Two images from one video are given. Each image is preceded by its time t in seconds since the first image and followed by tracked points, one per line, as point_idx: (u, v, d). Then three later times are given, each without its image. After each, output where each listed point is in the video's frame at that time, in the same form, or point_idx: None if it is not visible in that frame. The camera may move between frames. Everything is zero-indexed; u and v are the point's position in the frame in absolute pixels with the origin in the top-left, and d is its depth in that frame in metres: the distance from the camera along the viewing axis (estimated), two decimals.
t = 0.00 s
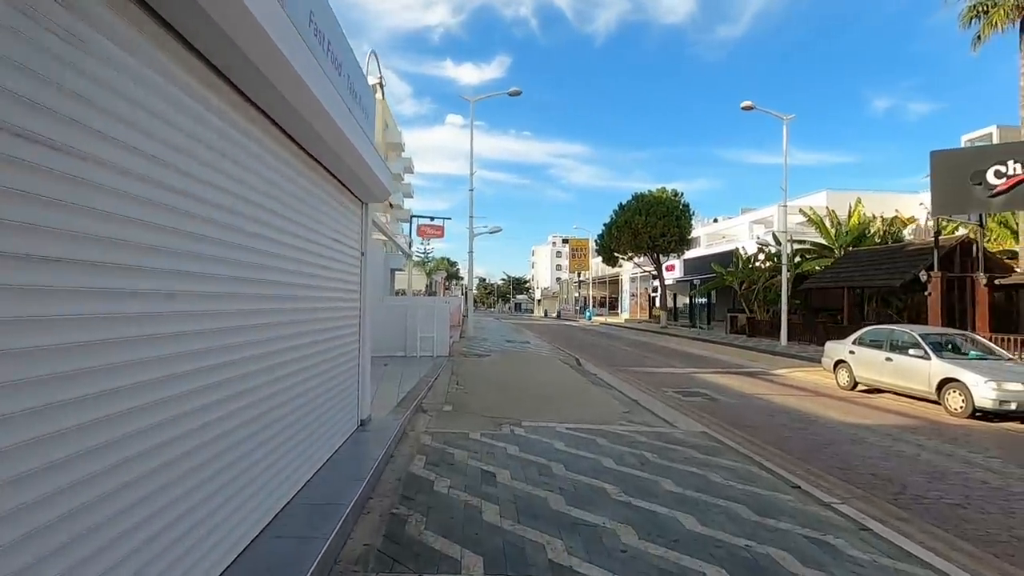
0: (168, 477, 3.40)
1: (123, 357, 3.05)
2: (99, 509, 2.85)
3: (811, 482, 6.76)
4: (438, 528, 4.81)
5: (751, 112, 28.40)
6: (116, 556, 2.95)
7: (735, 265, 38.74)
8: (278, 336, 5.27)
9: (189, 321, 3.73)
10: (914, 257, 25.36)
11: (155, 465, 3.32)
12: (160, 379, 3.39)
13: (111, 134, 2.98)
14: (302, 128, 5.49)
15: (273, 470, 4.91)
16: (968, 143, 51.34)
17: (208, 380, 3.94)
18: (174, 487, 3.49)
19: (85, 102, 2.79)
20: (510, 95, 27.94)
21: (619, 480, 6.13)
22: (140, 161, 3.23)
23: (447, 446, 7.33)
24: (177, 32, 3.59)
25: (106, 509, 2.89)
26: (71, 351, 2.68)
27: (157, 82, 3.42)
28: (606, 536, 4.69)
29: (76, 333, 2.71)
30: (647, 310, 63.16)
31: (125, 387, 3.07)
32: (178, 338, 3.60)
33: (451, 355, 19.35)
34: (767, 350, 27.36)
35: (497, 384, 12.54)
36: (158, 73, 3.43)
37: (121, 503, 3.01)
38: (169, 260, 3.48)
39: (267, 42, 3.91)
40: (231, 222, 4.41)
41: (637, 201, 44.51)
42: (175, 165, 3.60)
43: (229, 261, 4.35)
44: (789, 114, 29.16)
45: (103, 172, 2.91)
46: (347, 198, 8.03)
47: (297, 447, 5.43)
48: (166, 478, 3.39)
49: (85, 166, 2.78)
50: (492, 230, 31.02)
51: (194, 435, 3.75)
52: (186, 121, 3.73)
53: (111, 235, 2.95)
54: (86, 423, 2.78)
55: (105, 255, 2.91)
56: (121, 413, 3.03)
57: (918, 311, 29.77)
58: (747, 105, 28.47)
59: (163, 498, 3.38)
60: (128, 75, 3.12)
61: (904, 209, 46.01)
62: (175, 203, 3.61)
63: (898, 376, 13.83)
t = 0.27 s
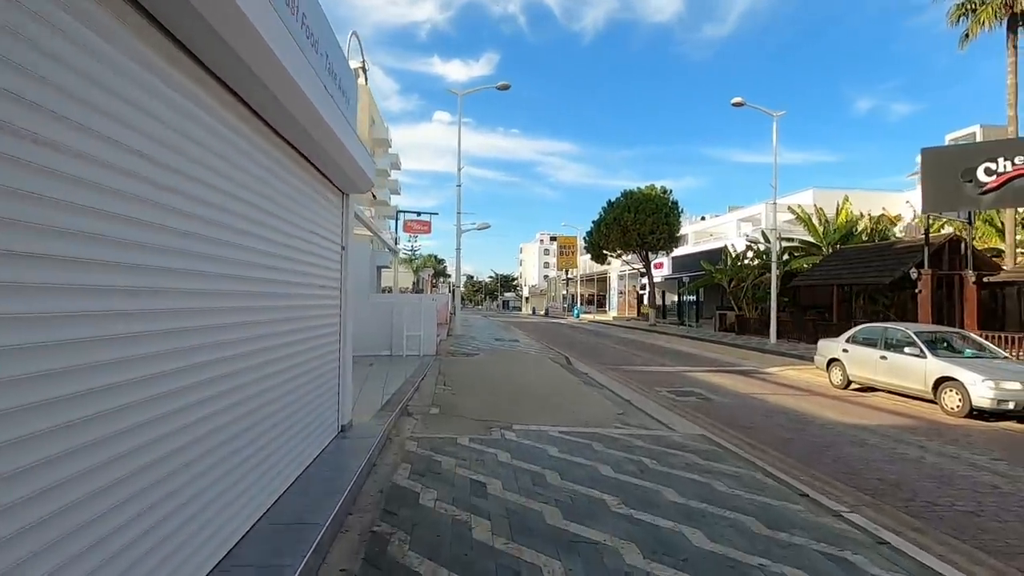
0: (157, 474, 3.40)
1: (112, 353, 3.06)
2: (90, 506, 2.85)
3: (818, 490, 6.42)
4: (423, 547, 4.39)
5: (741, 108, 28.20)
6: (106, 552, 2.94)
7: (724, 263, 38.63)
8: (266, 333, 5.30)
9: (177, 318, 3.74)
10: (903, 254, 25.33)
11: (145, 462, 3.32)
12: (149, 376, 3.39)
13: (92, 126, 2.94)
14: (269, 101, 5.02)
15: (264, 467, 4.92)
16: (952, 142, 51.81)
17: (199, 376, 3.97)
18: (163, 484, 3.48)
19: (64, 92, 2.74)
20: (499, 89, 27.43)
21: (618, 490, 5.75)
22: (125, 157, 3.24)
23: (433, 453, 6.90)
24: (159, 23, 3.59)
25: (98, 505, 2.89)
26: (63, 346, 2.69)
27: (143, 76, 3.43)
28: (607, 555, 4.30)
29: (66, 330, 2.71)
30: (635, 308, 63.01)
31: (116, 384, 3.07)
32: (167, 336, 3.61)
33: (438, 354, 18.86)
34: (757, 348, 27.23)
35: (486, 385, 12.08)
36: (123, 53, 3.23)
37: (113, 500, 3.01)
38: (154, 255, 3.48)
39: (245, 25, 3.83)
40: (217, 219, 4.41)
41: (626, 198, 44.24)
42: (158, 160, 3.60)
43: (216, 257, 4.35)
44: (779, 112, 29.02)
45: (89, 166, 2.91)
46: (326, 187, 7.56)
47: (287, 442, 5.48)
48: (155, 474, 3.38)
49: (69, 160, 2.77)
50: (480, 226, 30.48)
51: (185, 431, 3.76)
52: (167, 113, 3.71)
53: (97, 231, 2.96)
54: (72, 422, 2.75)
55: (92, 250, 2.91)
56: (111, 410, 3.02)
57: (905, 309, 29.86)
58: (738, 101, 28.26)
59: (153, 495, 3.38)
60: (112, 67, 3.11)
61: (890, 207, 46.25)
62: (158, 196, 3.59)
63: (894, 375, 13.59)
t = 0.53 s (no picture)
0: (146, 471, 3.43)
1: (100, 352, 3.09)
2: (78, 501, 2.88)
3: (827, 501, 6.07)
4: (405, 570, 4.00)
5: (732, 106, 27.98)
6: (93, 548, 2.96)
7: (715, 263, 38.50)
8: (257, 332, 5.37)
9: (166, 318, 3.78)
10: (893, 254, 25.28)
11: (134, 458, 3.36)
12: (137, 373, 3.42)
13: (77, 128, 2.94)
14: (242, 90, 4.71)
15: (252, 463, 4.97)
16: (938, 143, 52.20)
17: (188, 374, 4.02)
18: (152, 480, 3.52)
19: (48, 91, 2.73)
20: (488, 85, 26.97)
21: (616, 502, 5.39)
22: (114, 157, 3.26)
23: (418, 461, 6.49)
24: (151, 27, 3.60)
25: (86, 501, 2.92)
26: (54, 343, 2.74)
27: (133, 78, 3.45)
28: None
29: (55, 329, 2.75)
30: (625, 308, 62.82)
31: (104, 381, 3.12)
32: (156, 335, 3.65)
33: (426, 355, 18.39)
34: (748, 348, 27.08)
35: (476, 387, 11.66)
36: (94, 41, 3.08)
37: (102, 495, 3.04)
38: (144, 254, 3.52)
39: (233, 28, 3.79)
40: (206, 217, 4.45)
41: (616, 197, 43.99)
42: (148, 161, 3.63)
43: (206, 256, 4.40)
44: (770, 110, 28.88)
45: (79, 167, 2.94)
46: (305, 180, 7.13)
47: (279, 437, 5.59)
48: (143, 471, 3.41)
49: (57, 160, 2.78)
50: (468, 225, 29.92)
51: (174, 427, 3.81)
52: (156, 113, 3.72)
53: (88, 230, 2.99)
54: (59, 419, 2.77)
55: (82, 248, 2.95)
56: (99, 407, 3.06)
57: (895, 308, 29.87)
58: (728, 100, 28.03)
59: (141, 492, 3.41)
60: (99, 67, 3.11)
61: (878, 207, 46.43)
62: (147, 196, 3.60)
63: (890, 376, 13.37)
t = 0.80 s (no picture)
0: (124, 468, 3.50)
1: (78, 349, 3.15)
2: (51, 500, 2.92)
3: (837, 514, 5.69)
4: None
5: (727, 105, 27.67)
6: (67, 546, 3.01)
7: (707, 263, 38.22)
8: (243, 329, 5.47)
9: (147, 315, 3.85)
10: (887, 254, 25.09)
11: (115, 455, 3.45)
12: (117, 369, 3.50)
13: (52, 122, 2.98)
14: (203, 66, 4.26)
15: (237, 460, 5.06)
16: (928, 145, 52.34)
17: (172, 371, 4.12)
18: (132, 477, 3.59)
19: (23, 86, 2.78)
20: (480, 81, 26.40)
21: (615, 520, 4.94)
22: (94, 154, 3.31)
23: (399, 473, 6.01)
24: (131, 25, 3.67)
25: (62, 496, 2.98)
26: (30, 341, 2.80)
27: (112, 73, 3.50)
28: None
29: (32, 323, 2.83)
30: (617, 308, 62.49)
31: (85, 378, 3.21)
32: (139, 332, 3.74)
33: (413, 356, 17.86)
34: (741, 349, 26.79)
35: (465, 391, 11.15)
36: (64, 30, 3.07)
37: (80, 493, 3.12)
38: (125, 251, 3.59)
39: (206, 18, 3.77)
40: (189, 214, 4.49)
41: (608, 196, 43.63)
42: (130, 158, 3.69)
43: (189, 254, 4.48)
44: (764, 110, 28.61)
45: (57, 164, 3.01)
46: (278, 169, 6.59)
47: (263, 435, 5.65)
48: (123, 468, 3.49)
49: (33, 155, 2.84)
50: (460, 223, 29.34)
51: (156, 423, 3.91)
52: (139, 112, 3.79)
53: (65, 228, 3.06)
54: (35, 416, 2.84)
55: (59, 245, 3.02)
56: (76, 403, 3.13)
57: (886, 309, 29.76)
58: (722, 98, 27.72)
59: (120, 490, 3.49)
60: (72, 61, 3.12)
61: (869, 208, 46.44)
62: (126, 193, 3.65)
63: (890, 379, 13.04)
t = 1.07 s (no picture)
0: (115, 463, 3.45)
1: (68, 344, 3.11)
2: (40, 495, 2.87)
3: (858, 528, 5.31)
4: None
5: (720, 102, 27.36)
6: (55, 542, 2.95)
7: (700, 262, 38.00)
8: (237, 327, 5.46)
9: (141, 312, 3.84)
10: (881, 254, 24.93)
11: (105, 450, 3.39)
12: (109, 364, 3.47)
13: (45, 118, 2.97)
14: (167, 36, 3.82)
15: (229, 456, 5.03)
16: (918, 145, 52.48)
17: (164, 367, 4.09)
18: (123, 471, 3.55)
19: (18, 84, 2.78)
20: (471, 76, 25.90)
21: (622, 538, 4.51)
22: (90, 153, 3.34)
23: (385, 487, 5.54)
24: (124, 24, 3.67)
25: (52, 491, 2.94)
26: (22, 336, 2.77)
27: (104, 71, 3.49)
28: None
29: (26, 318, 2.81)
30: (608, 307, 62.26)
31: (77, 373, 3.18)
32: (134, 328, 3.75)
33: (403, 356, 17.37)
34: (735, 349, 26.55)
35: (457, 394, 10.64)
36: (53, 25, 3.03)
37: (70, 487, 3.08)
38: (118, 249, 3.58)
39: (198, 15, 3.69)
40: (182, 212, 4.48)
41: (600, 195, 43.30)
42: (126, 156, 3.72)
43: (187, 253, 4.56)
44: (758, 107, 28.34)
45: (51, 161, 3.01)
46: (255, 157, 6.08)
47: (254, 430, 5.61)
48: (112, 464, 3.42)
49: (26, 152, 2.83)
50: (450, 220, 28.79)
51: (146, 419, 3.85)
52: (139, 115, 3.87)
53: (57, 224, 3.05)
54: (24, 412, 2.78)
55: (53, 241, 3.01)
56: (68, 398, 3.09)
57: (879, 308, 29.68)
58: (716, 96, 27.41)
59: (109, 485, 3.42)
60: (62, 58, 3.09)
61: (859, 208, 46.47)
62: (119, 192, 3.64)
63: (892, 380, 12.74)
